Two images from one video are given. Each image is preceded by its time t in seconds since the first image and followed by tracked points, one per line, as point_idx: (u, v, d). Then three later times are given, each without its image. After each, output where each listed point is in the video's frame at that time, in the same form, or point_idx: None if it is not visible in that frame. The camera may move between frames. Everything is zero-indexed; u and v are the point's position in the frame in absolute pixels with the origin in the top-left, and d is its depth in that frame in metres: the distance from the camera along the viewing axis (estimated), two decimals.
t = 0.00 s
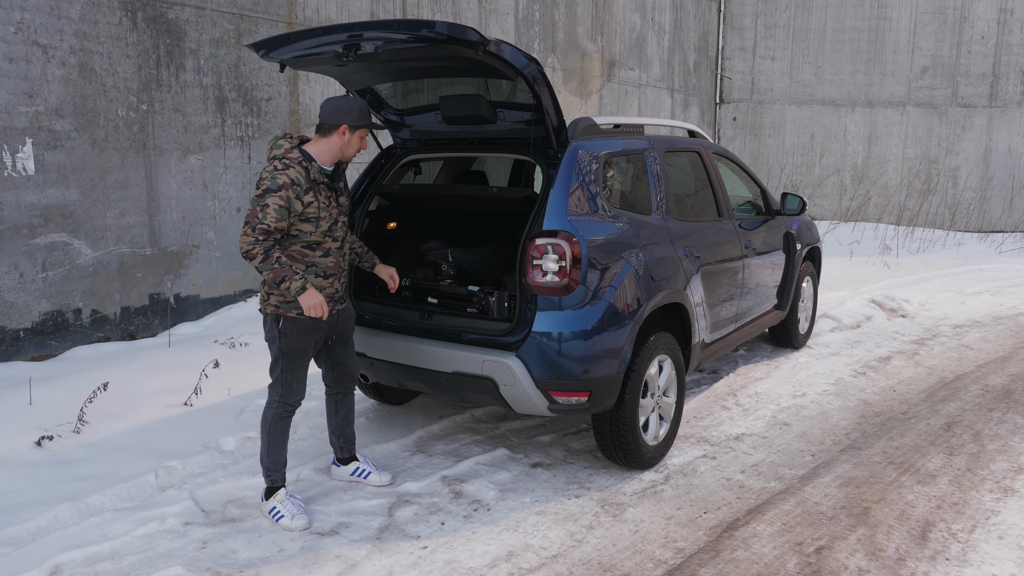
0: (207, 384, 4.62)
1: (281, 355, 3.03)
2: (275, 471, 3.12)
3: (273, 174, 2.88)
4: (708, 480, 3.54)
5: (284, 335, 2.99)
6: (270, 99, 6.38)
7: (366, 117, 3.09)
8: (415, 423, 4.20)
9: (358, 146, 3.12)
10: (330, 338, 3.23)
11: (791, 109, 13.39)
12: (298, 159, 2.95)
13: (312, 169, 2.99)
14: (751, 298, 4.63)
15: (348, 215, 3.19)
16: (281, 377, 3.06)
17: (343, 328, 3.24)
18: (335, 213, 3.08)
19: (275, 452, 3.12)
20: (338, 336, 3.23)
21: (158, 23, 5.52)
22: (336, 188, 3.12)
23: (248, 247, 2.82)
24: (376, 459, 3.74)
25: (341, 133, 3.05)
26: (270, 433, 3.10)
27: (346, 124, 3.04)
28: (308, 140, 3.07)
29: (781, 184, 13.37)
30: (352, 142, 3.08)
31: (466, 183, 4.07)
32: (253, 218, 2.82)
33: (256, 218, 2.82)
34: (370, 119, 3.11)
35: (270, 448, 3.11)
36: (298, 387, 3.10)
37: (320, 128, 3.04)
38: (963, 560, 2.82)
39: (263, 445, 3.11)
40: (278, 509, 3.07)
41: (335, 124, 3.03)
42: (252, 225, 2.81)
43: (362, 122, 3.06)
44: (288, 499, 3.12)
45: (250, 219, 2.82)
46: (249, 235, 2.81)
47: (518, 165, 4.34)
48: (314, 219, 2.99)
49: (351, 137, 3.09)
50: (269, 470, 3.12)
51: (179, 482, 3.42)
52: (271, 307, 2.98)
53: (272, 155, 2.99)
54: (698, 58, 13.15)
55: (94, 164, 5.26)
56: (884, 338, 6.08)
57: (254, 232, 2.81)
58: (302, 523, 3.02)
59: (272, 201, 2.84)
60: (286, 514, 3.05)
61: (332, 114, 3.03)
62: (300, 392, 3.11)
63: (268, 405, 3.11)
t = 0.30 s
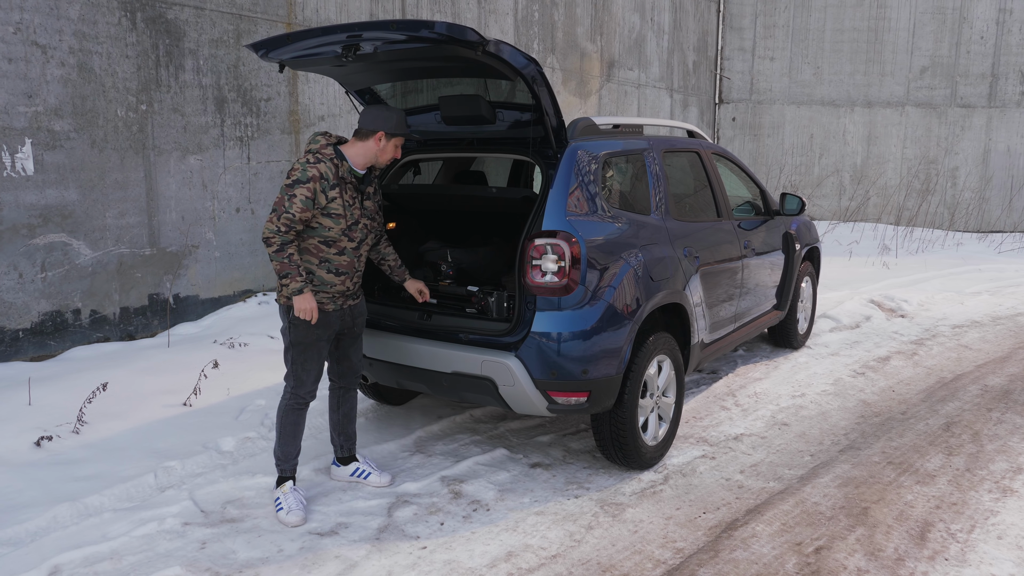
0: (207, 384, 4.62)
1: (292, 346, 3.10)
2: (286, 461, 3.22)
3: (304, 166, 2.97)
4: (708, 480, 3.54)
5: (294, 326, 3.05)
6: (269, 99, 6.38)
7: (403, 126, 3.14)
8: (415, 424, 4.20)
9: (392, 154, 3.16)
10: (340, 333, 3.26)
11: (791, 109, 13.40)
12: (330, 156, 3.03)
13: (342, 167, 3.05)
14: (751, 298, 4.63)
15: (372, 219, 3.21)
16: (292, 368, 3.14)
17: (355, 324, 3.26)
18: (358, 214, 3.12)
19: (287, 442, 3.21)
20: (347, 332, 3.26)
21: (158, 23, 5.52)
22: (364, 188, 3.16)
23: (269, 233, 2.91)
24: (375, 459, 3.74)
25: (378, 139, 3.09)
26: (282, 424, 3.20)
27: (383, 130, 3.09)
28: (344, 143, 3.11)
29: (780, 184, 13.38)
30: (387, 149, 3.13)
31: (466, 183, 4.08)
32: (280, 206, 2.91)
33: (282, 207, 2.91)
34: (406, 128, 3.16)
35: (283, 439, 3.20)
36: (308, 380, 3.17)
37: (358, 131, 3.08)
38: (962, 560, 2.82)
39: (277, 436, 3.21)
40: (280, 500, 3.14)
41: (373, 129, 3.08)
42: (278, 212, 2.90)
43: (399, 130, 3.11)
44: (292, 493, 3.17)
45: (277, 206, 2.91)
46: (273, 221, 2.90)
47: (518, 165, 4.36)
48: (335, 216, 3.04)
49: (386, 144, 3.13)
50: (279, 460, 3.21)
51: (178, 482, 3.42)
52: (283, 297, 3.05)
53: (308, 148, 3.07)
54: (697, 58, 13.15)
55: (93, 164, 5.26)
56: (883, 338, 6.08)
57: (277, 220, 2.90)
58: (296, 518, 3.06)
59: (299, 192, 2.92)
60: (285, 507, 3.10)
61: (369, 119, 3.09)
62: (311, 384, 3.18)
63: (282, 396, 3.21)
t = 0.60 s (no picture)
0: (205, 385, 4.62)
1: (300, 342, 3.12)
2: (289, 454, 3.25)
3: (306, 164, 2.98)
4: (706, 481, 3.54)
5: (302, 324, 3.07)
6: (268, 99, 6.38)
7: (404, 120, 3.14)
8: (414, 424, 4.20)
9: (394, 147, 3.16)
10: (346, 332, 3.25)
11: (789, 109, 13.40)
12: (332, 153, 3.04)
13: (344, 163, 3.06)
14: (749, 298, 4.64)
15: (379, 214, 3.21)
16: (299, 363, 3.16)
17: (363, 323, 3.26)
18: (363, 208, 3.12)
19: (293, 437, 3.25)
20: (354, 330, 3.25)
21: (156, 23, 5.52)
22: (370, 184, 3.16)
23: (273, 231, 2.92)
24: (374, 459, 3.74)
25: (378, 134, 3.10)
26: (288, 419, 3.23)
27: (383, 125, 3.09)
28: (347, 141, 3.13)
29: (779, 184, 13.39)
30: (388, 143, 3.13)
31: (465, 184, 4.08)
32: (284, 204, 2.92)
33: (286, 204, 2.92)
34: (407, 122, 3.16)
35: (289, 432, 3.24)
36: (314, 377, 3.18)
37: (359, 127, 3.10)
38: (960, 560, 2.82)
39: (283, 429, 3.25)
40: (280, 493, 3.20)
41: (373, 124, 3.09)
42: (282, 211, 2.90)
43: (400, 124, 3.11)
44: (292, 485, 3.24)
45: (281, 205, 2.92)
46: (277, 220, 2.90)
47: (516, 165, 4.38)
48: (340, 211, 3.04)
49: (388, 138, 3.13)
50: (284, 453, 3.25)
51: (177, 483, 3.42)
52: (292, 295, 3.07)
53: (311, 146, 3.08)
54: (696, 58, 13.15)
55: (92, 164, 5.26)
56: (882, 338, 6.09)
57: (282, 218, 2.91)
58: (290, 511, 3.12)
59: (302, 189, 2.93)
60: (282, 500, 3.17)
61: (371, 114, 3.10)
62: (317, 380, 3.19)
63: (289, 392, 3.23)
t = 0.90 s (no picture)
0: (204, 385, 4.62)
1: (303, 342, 3.12)
2: (293, 453, 3.26)
3: (306, 166, 2.97)
4: (705, 481, 3.54)
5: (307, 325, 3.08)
6: (267, 99, 6.38)
7: (402, 121, 3.14)
8: (413, 424, 4.21)
9: (392, 148, 3.17)
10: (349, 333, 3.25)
11: (788, 109, 13.41)
12: (330, 154, 3.04)
13: (343, 164, 3.05)
14: (748, 299, 4.64)
15: (379, 212, 3.22)
16: (302, 363, 3.16)
17: (366, 323, 3.26)
18: (364, 208, 3.12)
19: (299, 435, 3.25)
20: (357, 330, 3.25)
21: (155, 24, 5.52)
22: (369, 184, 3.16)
23: (276, 236, 2.91)
24: (372, 459, 3.74)
25: (375, 135, 3.10)
26: (291, 419, 3.23)
27: (381, 125, 3.09)
28: (345, 140, 3.14)
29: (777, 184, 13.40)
30: (385, 144, 3.13)
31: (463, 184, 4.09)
32: (285, 209, 2.92)
33: (287, 209, 2.92)
34: (405, 123, 3.16)
35: (293, 432, 3.25)
36: (317, 377, 3.18)
37: (357, 127, 3.11)
38: (959, 560, 2.83)
39: (287, 429, 3.25)
40: (280, 493, 3.20)
41: (371, 124, 3.09)
42: (283, 215, 2.90)
43: (397, 125, 3.12)
44: (292, 486, 3.23)
45: (282, 209, 2.92)
46: (280, 225, 2.90)
47: (514, 166, 4.40)
48: (341, 212, 3.04)
49: (384, 139, 3.14)
50: (286, 453, 3.26)
51: (175, 483, 3.42)
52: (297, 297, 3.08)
53: (310, 148, 3.08)
54: (695, 59, 13.15)
55: (90, 165, 5.26)
56: (880, 338, 6.10)
57: (284, 223, 2.91)
58: (288, 512, 3.11)
59: (303, 192, 2.92)
60: (281, 500, 3.16)
61: (369, 115, 3.10)
62: (320, 380, 3.19)
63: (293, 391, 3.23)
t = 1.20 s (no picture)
0: (203, 386, 4.61)
1: (301, 343, 3.11)
2: (291, 454, 3.25)
3: (306, 164, 2.97)
4: (704, 481, 3.55)
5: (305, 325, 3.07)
6: (265, 100, 6.38)
7: (402, 122, 3.14)
8: (412, 424, 4.21)
9: (392, 149, 3.16)
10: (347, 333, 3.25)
11: (787, 109, 13.41)
12: (331, 153, 3.05)
13: (343, 163, 3.06)
14: (747, 299, 4.65)
15: (378, 213, 3.22)
16: (300, 364, 3.16)
17: (364, 324, 3.26)
18: (363, 208, 3.12)
19: (295, 437, 3.25)
20: (355, 330, 3.25)
21: (153, 24, 5.52)
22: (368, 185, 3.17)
23: (275, 234, 2.91)
24: (371, 460, 3.74)
25: (375, 135, 3.10)
26: (289, 419, 3.22)
27: (380, 125, 3.09)
28: (346, 140, 3.15)
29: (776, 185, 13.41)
30: (385, 144, 3.13)
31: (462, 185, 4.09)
32: (286, 206, 2.92)
33: (287, 206, 2.92)
34: (405, 124, 3.16)
35: (290, 433, 3.24)
36: (315, 377, 3.18)
37: (357, 127, 3.11)
38: (956, 560, 2.83)
39: (284, 430, 3.24)
40: (279, 494, 3.20)
41: (370, 125, 3.09)
42: (284, 213, 2.90)
43: (397, 125, 3.11)
44: (291, 486, 3.23)
45: (283, 207, 2.92)
46: (280, 222, 2.90)
47: (513, 167, 4.41)
48: (341, 211, 3.04)
49: (384, 139, 3.13)
50: (284, 454, 3.25)
51: (174, 484, 3.42)
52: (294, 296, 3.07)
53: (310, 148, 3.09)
54: (693, 59, 13.15)
55: (89, 165, 5.26)
56: (879, 338, 6.10)
57: (284, 221, 2.91)
58: (286, 513, 3.11)
59: (303, 190, 2.92)
60: (281, 500, 3.16)
61: (369, 115, 3.10)
62: (318, 381, 3.18)
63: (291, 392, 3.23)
